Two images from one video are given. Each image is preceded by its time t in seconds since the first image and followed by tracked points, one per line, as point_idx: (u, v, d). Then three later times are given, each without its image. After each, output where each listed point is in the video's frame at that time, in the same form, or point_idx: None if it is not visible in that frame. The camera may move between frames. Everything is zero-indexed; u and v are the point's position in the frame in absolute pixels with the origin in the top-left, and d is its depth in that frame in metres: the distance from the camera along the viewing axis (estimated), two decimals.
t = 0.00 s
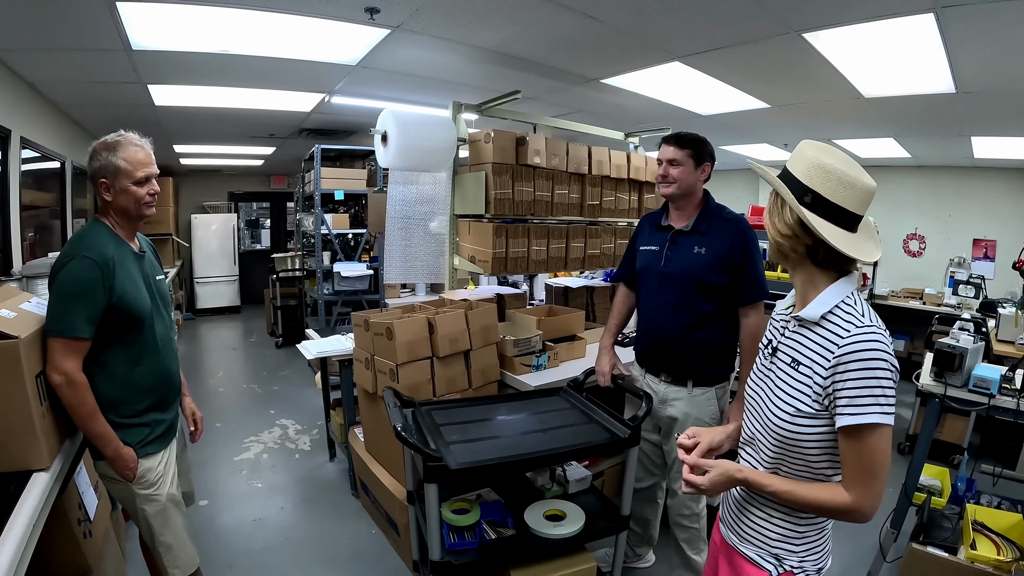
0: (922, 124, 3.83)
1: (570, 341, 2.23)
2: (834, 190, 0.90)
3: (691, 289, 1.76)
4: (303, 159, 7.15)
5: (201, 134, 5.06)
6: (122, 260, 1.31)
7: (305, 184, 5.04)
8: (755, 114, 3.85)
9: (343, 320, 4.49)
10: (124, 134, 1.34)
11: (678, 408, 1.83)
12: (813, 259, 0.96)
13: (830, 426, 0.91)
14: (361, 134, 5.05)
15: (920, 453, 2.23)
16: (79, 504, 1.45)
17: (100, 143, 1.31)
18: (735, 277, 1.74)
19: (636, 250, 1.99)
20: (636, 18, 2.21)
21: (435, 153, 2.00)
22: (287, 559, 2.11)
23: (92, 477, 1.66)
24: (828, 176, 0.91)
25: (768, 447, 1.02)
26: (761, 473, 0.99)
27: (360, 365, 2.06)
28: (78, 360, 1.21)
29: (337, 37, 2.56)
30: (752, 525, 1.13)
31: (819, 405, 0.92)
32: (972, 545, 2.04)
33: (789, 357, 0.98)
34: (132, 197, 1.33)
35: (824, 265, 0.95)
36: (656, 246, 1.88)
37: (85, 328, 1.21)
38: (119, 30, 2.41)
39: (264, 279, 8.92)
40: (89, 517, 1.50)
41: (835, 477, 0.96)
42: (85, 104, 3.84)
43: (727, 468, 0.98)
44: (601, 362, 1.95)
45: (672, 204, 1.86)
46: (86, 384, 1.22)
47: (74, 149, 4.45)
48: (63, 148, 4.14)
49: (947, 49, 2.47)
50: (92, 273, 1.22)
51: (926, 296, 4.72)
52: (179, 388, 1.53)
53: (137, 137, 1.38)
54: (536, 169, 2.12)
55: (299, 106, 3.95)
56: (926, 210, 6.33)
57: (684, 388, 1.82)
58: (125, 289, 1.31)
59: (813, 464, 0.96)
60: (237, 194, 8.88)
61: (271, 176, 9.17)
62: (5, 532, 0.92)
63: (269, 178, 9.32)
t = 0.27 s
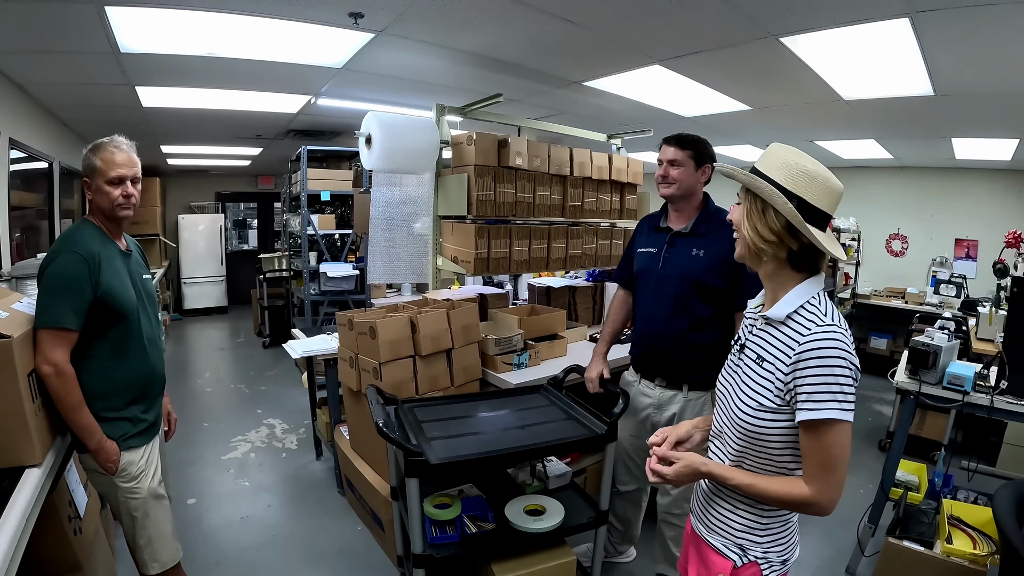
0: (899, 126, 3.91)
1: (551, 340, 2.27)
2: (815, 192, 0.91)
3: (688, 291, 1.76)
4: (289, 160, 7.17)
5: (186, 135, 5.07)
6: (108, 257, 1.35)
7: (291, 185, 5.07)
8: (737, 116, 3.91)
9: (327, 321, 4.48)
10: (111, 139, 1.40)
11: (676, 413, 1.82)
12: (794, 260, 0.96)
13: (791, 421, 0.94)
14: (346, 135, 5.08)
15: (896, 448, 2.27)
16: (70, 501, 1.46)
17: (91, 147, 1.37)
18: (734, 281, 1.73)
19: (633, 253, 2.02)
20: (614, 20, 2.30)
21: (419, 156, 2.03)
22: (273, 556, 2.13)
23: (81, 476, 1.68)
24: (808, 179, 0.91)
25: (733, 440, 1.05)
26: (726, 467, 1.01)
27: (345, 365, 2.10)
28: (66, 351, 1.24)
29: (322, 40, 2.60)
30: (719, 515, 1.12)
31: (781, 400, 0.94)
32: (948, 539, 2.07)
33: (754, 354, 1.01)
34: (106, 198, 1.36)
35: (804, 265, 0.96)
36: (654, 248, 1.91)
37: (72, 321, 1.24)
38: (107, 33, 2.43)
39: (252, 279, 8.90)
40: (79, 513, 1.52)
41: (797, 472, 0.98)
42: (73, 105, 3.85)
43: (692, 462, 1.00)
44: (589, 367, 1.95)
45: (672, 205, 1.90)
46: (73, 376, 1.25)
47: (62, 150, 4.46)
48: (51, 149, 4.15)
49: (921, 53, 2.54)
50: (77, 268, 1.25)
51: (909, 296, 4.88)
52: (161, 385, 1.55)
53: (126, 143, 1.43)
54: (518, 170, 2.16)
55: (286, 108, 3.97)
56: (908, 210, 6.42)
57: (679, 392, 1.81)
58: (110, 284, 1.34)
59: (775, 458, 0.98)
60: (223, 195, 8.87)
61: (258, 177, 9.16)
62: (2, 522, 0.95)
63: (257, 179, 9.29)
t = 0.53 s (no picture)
0: (889, 129, 3.96)
1: (544, 342, 2.30)
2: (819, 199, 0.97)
3: (691, 300, 1.78)
4: (285, 162, 7.19)
5: (182, 138, 5.09)
6: (108, 262, 1.35)
7: (287, 188, 5.09)
8: (730, 119, 3.94)
9: (325, 322, 4.53)
10: (107, 142, 1.39)
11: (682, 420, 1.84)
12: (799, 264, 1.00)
13: (778, 419, 0.96)
14: (342, 137, 5.11)
15: (885, 447, 2.30)
16: (71, 502, 1.50)
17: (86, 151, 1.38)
18: (737, 290, 1.73)
19: (640, 258, 2.04)
20: (605, 27, 2.35)
21: (413, 160, 2.06)
22: (270, 555, 2.16)
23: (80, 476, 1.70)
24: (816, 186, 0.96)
25: (721, 440, 1.06)
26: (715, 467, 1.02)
27: (341, 367, 2.12)
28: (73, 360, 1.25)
29: (319, 46, 2.64)
30: (708, 515, 1.14)
31: (768, 400, 0.96)
32: (935, 536, 2.11)
33: (740, 356, 1.03)
34: (102, 203, 1.36)
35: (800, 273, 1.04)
36: (660, 255, 1.93)
37: (76, 329, 1.25)
38: (105, 39, 2.46)
39: (247, 281, 8.91)
40: (80, 514, 1.55)
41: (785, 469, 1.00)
42: (70, 109, 3.87)
43: (683, 463, 1.01)
44: (582, 373, 1.97)
45: (679, 211, 1.93)
46: (84, 387, 1.26)
47: (59, 153, 4.48)
48: (48, 152, 4.17)
49: (908, 58, 2.59)
50: (76, 276, 1.26)
51: (901, 297, 4.94)
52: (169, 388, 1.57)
53: (122, 146, 1.42)
54: (512, 174, 2.19)
55: (282, 111, 4.00)
56: (901, 211, 6.46)
57: (685, 399, 1.84)
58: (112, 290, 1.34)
59: (763, 455, 1.00)
60: (220, 197, 8.90)
61: (254, 179, 9.18)
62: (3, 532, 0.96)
63: (252, 180, 9.30)
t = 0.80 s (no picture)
0: (886, 129, 3.98)
1: (544, 342, 2.32)
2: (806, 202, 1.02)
3: (700, 302, 1.79)
4: (285, 163, 7.21)
5: (183, 139, 5.11)
6: (113, 267, 1.33)
7: (287, 189, 5.11)
8: (728, 120, 3.96)
9: (325, 322, 4.54)
10: (112, 141, 1.37)
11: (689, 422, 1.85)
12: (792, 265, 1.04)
13: (780, 416, 0.96)
14: (342, 138, 5.13)
15: (883, 445, 2.32)
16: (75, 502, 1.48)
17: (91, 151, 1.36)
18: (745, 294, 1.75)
19: (645, 260, 2.05)
20: (604, 29, 2.38)
21: (414, 162, 2.07)
22: (272, 555, 2.17)
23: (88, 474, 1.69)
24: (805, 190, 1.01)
25: (722, 440, 1.06)
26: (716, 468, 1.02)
27: (343, 366, 2.13)
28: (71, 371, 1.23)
29: (320, 48, 2.65)
30: (711, 516, 1.14)
31: (770, 398, 0.96)
32: (933, 534, 2.11)
33: (735, 356, 1.02)
34: (109, 204, 1.34)
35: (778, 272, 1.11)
36: (667, 257, 1.94)
37: (75, 337, 1.23)
38: (107, 41, 2.47)
39: (247, 281, 8.92)
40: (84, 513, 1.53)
41: (788, 463, 1.00)
42: (70, 110, 3.89)
43: (683, 467, 1.02)
44: (582, 373, 1.98)
45: (685, 213, 1.94)
46: (84, 397, 1.23)
47: (59, 155, 4.49)
48: (48, 154, 4.19)
49: (905, 60, 2.61)
50: (76, 284, 1.24)
51: (899, 296, 4.97)
52: (182, 395, 1.56)
53: (127, 144, 1.41)
54: (512, 176, 2.21)
55: (282, 113, 4.01)
56: (899, 211, 6.48)
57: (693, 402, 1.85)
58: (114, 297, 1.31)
59: (765, 452, 1.00)
60: (219, 197, 8.91)
61: (254, 180, 9.20)
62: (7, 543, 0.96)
63: (252, 181, 9.31)
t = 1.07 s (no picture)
0: (885, 131, 4.00)
1: (544, 342, 2.33)
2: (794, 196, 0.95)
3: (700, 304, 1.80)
4: (285, 163, 7.22)
5: (184, 139, 5.12)
6: (115, 270, 1.34)
7: (287, 189, 5.12)
8: (727, 121, 3.98)
9: (325, 322, 4.55)
10: (115, 138, 1.38)
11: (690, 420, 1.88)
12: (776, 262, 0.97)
13: (779, 423, 0.92)
14: (342, 139, 5.14)
15: (881, 445, 2.33)
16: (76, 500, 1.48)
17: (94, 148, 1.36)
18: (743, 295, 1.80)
19: (643, 261, 2.06)
20: (603, 32, 2.39)
21: (415, 163, 2.09)
22: (272, 554, 2.18)
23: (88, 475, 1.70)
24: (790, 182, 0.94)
25: (715, 451, 0.99)
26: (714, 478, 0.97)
27: (344, 366, 2.14)
28: (71, 379, 1.23)
29: (321, 50, 2.67)
30: (711, 526, 1.07)
31: (768, 405, 0.92)
32: (930, 533, 2.11)
33: (727, 362, 0.97)
34: (112, 202, 1.35)
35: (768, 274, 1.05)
36: (667, 258, 1.95)
37: (75, 342, 1.22)
38: (109, 42, 2.48)
39: (247, 281, 8.95)
40: (86, 512, 1.54)
41: (784, 466, 0.98)
42: (72, 110, 3.90)
43: (684, 478, 0.95)
44: (582, 373, 1.99)
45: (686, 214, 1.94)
46: (83, 404, 1.24)
47: (60, 155, 4.50)
48: (50, 154, 4.20)
49: (902, 62, 2.63)
50: (75, 286, 1.24)
51: (898, 297, 4.98)
52: (188, 401, 1.57)
53: (130, 141, 1.41)
54: (512, 177, 2.22)
55: (283, 113, 4.03)
56: (898, 211, 6.49)
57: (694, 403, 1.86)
58: (115, 301, 1.32)
59: (763, 459, 0.96)
60: (219, 197, 8.92)
61: (254, 180, 9.22)
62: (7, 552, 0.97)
63: (252, 181, 9.32)
